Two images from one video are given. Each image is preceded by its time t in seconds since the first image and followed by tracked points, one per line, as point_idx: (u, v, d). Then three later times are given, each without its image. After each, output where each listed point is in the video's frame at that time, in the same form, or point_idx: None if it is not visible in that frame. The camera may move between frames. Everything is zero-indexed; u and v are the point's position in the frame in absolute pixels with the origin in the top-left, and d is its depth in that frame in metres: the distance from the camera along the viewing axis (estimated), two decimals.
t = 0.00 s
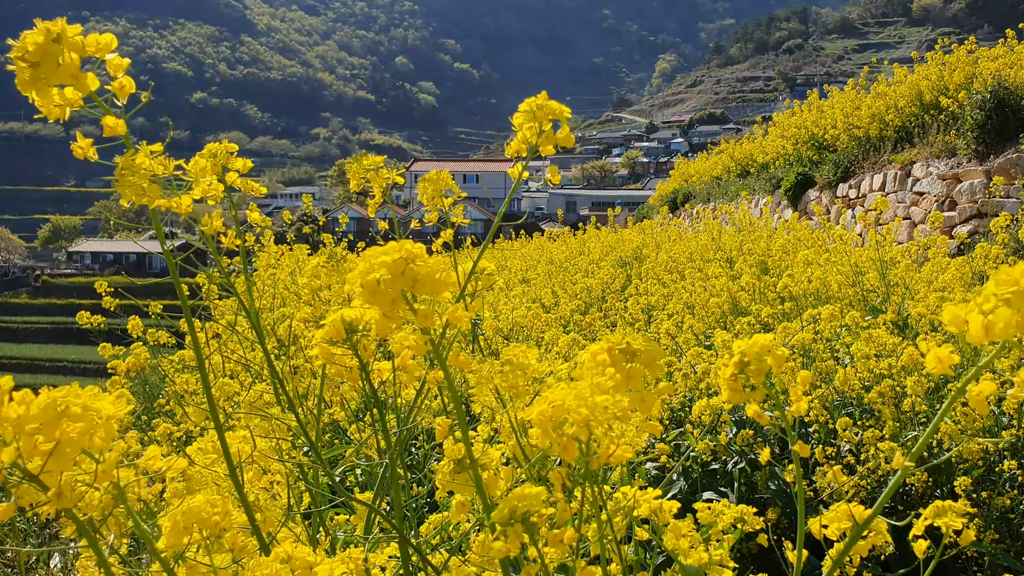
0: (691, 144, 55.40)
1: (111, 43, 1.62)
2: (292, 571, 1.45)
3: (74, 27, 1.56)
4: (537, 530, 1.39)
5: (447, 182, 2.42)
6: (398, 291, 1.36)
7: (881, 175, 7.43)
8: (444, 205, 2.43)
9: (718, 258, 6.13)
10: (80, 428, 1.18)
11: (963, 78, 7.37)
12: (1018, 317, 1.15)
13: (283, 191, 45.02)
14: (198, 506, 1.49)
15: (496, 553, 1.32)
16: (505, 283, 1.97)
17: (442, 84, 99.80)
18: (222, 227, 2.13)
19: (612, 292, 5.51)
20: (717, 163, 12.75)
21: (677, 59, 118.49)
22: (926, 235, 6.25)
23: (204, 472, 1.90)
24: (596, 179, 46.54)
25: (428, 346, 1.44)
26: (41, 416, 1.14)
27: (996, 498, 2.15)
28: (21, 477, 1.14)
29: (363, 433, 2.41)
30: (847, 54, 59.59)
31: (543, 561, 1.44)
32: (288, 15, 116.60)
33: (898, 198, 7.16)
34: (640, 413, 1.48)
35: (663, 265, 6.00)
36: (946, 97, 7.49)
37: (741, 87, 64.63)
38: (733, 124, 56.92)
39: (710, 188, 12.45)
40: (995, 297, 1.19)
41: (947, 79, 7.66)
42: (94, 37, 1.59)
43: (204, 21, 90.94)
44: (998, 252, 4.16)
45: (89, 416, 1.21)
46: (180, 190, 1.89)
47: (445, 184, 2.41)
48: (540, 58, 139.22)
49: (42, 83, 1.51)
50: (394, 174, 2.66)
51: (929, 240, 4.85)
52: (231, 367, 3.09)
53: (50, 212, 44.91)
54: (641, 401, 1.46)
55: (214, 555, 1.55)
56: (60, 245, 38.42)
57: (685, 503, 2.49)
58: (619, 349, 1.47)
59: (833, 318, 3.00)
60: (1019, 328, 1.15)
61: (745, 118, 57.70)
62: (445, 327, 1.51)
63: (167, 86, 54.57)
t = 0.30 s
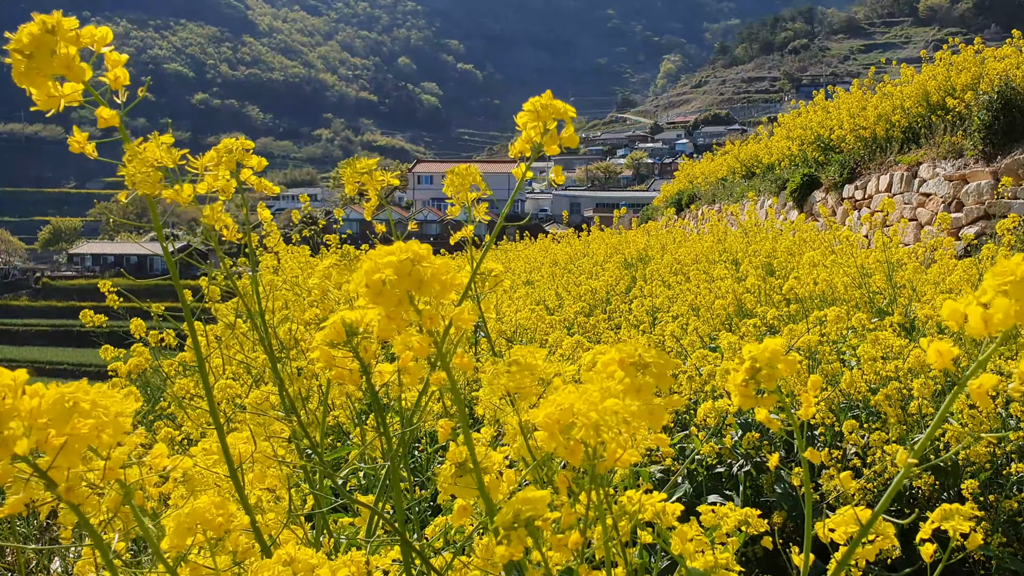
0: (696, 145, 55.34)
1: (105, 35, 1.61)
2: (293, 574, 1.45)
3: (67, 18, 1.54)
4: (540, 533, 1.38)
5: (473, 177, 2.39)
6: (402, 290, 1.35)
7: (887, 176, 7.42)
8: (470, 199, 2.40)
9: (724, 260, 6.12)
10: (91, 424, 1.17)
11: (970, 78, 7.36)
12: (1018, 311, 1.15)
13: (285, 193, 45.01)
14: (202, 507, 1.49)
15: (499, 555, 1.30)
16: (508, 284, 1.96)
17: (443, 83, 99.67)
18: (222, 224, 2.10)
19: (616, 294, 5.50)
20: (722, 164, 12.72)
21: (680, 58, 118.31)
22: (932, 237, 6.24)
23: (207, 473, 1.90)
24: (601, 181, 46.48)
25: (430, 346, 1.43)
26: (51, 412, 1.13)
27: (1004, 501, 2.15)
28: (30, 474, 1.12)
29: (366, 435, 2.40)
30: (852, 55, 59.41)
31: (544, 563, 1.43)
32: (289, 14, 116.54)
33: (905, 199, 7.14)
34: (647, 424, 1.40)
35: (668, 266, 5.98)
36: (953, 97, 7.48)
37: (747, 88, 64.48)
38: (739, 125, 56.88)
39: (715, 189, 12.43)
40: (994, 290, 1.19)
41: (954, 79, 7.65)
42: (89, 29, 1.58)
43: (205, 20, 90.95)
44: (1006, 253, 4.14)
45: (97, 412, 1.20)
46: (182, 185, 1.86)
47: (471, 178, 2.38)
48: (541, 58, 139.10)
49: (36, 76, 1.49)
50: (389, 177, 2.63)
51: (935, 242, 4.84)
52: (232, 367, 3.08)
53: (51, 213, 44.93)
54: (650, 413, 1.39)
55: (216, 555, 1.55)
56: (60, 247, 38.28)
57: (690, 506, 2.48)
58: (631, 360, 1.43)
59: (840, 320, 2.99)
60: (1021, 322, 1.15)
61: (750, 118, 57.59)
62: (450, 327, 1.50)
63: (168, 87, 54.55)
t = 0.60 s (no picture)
0: (700, 146, 55.28)
1: (105, 44, 1.59)
2: None
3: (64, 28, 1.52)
4: (546, 534, 1.36)
5: (454, 183, 2.36)
6: (407, 290, 1.33)
7: (894, 177, 7.41)
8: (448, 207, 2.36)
9: (730, 262, 6.10)
10: (83, 430, 1.15)
11: (977, 78, 7.40)
12: None
13: (287, 194, 45.03)
14: (201, 510, 1.47)
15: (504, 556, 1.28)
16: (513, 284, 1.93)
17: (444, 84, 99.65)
18: (221, 230, 2.07)
19: (622, 295, 5.48)
20: (728, 165, 12.69)
21: (685, 60, 118.17)
22: (940, 238, 6.23)
23: (210, 476, 1.87)
24: (604, 183, 46.43)
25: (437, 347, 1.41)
26: (42, 418, 1.12)
27: (1012, 504, 2.15)
28: (20, 481, 1.11)
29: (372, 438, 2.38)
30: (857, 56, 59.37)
31: (551, 565, 1.41)
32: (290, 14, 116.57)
33: (911, 200, 7.14)
34: (650, 416, 1.39)
35: (673, 268, 5.97)
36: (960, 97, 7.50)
37: (750, 88, 64.43)
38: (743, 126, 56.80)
39: (720, 190, 12.41)
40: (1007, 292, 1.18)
41: (962, 80, 7.67)
42: (87, 39, 1.56)
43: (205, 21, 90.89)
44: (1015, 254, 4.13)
45: (88, 417, 1.18)
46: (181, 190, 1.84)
47: (450, 185, 2.35)
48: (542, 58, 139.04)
49: (36, 88, 1.47)
50: (383, 179, 2.66)
51: (943, 243, 4.82)
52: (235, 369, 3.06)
53: (51, 215, 44.99)
54: (654, 404, 1.38)
55: (218, 559, 1.53)
56: (60, 249, 38.23)
57: (697, 510, 2.46)
58: (633, 350, 1.40)
59: (846, 323, 2.98)
60: None
61: (755, 119, 57.51)
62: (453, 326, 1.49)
63: (168, 88, 54.54)
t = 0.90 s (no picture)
0: (702, 148, 55.21)
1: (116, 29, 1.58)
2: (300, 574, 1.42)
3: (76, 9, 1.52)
4: (547, 530, 1.35)
5: (475, 176, 2.37)
6: (402, 287, 1.33)
7: (897, 177, 7.42)
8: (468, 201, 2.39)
9: (732, 263, 6.09)
10: (93, 425, 1.14)
11: (979, 79, 7.43)
12: None
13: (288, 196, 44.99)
14: (208, 507, 1.46)
15: (505, 553, 1.27)
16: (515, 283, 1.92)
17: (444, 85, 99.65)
18: (220, 226, 2.07)
19: (623, 296, 5.48)
20: (729, 165, 12.67)
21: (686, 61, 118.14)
22: (942, 239, 6.23)
23: (211, 475, 1.86)
24: (605, 184, 46.42)
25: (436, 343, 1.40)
26: (53, 412, 1.10)
27: (1015, 504, 2.15)
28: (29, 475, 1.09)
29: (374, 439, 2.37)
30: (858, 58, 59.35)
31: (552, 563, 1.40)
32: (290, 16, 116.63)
33: (914, 200, 7.13)
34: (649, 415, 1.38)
35: (675, 269, 5.97)
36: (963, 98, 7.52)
37: (752, 89, 64.43)
38: (744, 127, 56.80)
39: (721, 191, 12.40)
40: (1002, 284, 1.18)
41: (964, 80, 7.69)
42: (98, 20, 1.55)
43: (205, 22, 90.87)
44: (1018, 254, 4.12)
45: (98, 413, 1.16)
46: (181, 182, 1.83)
47: (472, 177, 2.36)
48: (543, 60, 139.07)
49: (44, 64, 1.46)
50: (409, 170, 2.63)
51: (945, 244, 4.82)
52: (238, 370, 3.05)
53: (51, 217, 44.97)
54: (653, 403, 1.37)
55: (221, 556, 1.52)
56: (60, 250, 38.24)
57: (700, 511, 2.45)
58: (630, 348, 1.38)
59: (848, 322, 2.98)
60: None
61: (756, 120, 57.53)
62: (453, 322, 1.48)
63: (169, 89, 54.56)
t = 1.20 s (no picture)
0: (703, 148, 55.20)
1: (104, 43, 1.59)
2: None
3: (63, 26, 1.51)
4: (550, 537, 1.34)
5: (466, 179, 2.39)
6: (403, 294, 1.32)
7: (897, 178, 7.41)
8: (463, 203, 2.40)
9: (732, 264, 6.07)
10: (80, 435, 1.13)
11: (982, 79, 7.46)
12: None
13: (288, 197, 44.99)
14: (202, 514, 1.45)
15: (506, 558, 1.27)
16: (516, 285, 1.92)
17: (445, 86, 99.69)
18: (220, 230, 2.08)
19: (624, 298, 5.47)
20: (730, 166, 12.66)
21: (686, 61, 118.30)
22: (943, 240, 6.22)
23: (209, 480, 1.85)
24: (606, 184, 46.39)
25: (435, 349, 1.40)
26: (38, 424, 1.10)
27: (1017, 506, 2.15)
28: (15, 485, 1.10)
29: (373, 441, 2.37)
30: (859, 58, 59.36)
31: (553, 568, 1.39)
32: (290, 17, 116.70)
33: (915, 201, 7.12)
34: (655, 424, 1.36)
35: (675, 270, 5.96)
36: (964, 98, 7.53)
37: (753, 90, 64.44)
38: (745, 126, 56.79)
39: (722, 191, 12.40)
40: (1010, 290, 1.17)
41: (965, 80, 7.71)
42: (85, 38, 1.54)
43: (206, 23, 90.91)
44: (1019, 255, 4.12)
45: (86, 423, 1.16)
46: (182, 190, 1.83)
47: (464, 180, 2.38)
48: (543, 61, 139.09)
49: (36, 87, 1.45)
50: (388, 179, 2.62)
51: (946, 244, 4.81)
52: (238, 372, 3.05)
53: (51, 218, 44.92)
54: (658, 411, 1.35)
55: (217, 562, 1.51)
56: (60, 251, 38.23)
57: (700, 514, 2.44)
58: (638, 355, 1.37)
59: (850, 324, 2.98)
60: None
61: (757, 120, 57.54)
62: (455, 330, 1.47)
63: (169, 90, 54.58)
